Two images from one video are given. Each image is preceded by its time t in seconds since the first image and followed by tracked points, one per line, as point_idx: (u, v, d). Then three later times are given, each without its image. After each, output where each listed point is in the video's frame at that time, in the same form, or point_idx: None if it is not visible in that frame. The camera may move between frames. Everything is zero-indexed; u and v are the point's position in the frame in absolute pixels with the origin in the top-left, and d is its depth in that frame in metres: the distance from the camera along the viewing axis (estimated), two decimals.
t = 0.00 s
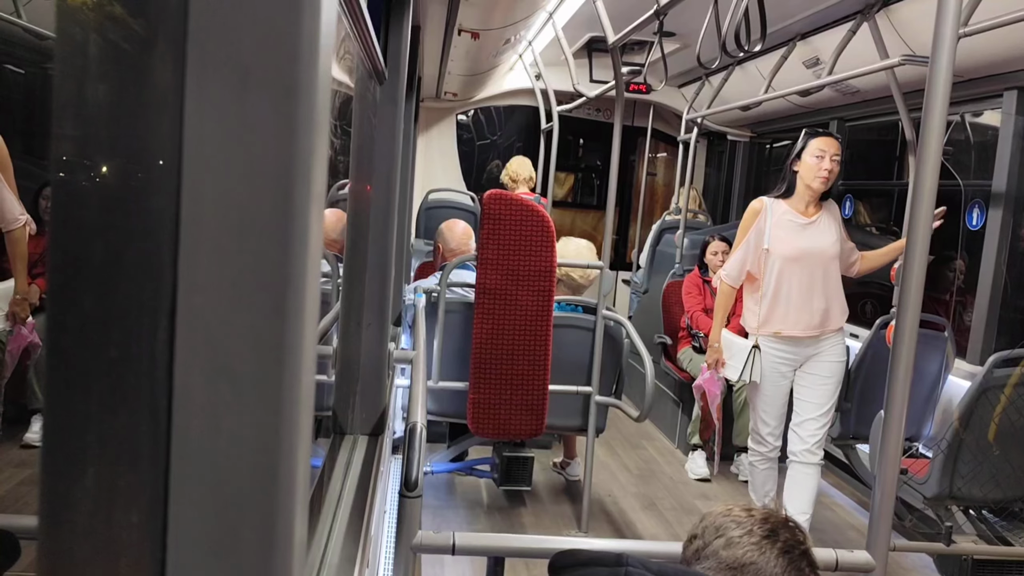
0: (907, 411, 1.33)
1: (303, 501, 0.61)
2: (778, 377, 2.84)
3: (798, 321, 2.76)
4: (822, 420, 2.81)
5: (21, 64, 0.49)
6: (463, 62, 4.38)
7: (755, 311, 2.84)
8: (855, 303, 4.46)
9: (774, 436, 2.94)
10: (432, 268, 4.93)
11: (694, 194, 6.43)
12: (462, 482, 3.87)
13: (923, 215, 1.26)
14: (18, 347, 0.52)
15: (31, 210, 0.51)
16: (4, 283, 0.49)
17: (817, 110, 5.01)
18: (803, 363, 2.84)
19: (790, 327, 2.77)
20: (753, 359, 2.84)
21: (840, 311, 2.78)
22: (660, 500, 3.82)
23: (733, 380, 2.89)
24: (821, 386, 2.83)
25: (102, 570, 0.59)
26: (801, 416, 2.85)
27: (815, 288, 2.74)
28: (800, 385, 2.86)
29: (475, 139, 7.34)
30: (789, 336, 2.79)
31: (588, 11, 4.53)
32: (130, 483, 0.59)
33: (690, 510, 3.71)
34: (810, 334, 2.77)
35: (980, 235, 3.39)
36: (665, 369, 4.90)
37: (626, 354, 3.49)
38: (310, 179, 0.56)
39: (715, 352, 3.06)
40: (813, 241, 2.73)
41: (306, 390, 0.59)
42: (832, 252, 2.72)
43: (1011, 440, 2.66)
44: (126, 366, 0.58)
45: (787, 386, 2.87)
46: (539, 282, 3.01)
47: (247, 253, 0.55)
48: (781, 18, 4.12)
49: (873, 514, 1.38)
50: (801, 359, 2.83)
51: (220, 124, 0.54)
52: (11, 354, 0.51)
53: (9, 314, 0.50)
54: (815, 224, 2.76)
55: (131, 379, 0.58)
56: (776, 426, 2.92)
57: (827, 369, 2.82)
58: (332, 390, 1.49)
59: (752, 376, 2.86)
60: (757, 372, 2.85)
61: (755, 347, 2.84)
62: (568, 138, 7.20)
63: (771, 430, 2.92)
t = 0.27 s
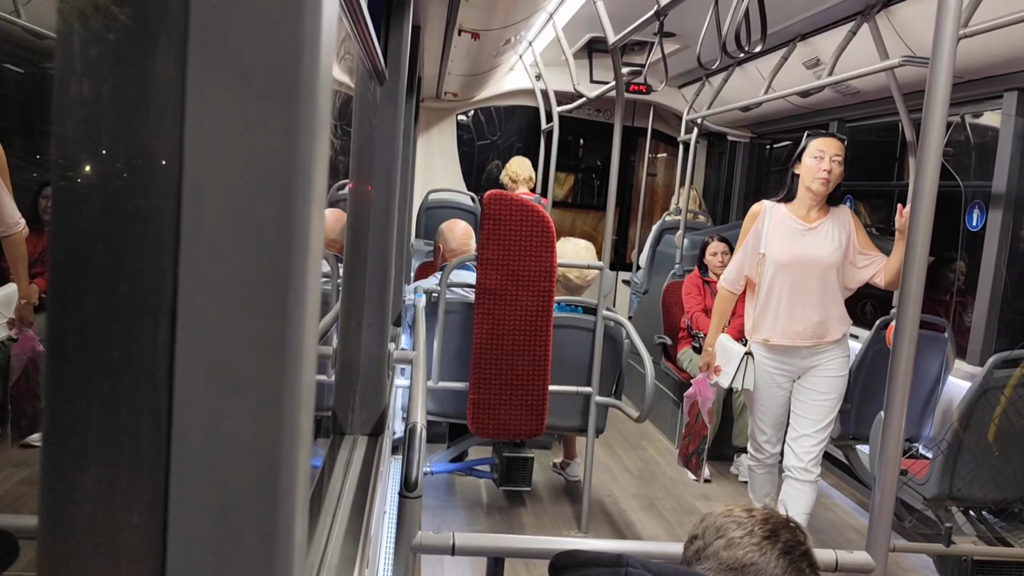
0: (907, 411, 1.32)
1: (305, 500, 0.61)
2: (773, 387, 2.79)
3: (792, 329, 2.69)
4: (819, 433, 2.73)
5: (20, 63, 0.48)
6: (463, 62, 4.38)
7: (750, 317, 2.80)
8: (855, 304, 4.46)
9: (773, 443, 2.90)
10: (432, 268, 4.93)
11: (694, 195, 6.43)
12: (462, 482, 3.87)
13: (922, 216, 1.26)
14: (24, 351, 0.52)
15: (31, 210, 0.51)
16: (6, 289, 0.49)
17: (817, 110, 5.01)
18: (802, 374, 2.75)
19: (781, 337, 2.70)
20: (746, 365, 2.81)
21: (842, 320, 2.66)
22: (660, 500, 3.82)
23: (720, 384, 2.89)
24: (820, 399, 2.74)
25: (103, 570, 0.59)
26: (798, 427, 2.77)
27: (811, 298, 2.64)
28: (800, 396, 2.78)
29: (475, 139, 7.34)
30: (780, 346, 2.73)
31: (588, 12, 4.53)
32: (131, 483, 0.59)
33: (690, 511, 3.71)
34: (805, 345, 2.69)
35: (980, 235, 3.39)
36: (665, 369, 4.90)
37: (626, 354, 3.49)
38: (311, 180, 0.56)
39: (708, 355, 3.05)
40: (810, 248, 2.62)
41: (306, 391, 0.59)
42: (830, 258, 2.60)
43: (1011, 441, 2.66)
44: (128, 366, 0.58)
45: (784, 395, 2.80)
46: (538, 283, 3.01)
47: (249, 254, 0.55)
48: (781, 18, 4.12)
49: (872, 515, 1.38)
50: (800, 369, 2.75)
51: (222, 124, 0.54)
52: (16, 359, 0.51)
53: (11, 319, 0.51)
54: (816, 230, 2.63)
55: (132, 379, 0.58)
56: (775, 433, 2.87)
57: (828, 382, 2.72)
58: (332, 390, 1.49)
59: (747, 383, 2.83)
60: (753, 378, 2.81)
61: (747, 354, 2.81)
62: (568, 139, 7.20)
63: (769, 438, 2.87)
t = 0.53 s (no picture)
0: (904, 412, 1.32)
1: (300, 499, 0.61)
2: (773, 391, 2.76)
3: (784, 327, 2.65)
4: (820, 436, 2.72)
5: (20, 62, 0.48)
6: (462, 63, 4.39)
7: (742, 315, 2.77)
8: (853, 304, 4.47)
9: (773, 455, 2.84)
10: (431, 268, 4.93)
11: (692, 195, 6.44)
12: (460, 483, 3.87)
13: (920, 216, 1.26)
14: (22, 351, 0.51)
15: (28, 209, 0.50)
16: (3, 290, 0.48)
17: (815, 111, 5.02)
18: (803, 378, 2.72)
19: (774, 336, 2.67)
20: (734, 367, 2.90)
21: (839, 319, 2.62)
22: (658, 501, 3.82)
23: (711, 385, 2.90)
24: (820, 402, 2.71)
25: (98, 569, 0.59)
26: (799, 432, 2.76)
27: (804, 296, 2.59)
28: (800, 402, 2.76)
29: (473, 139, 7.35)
30: (772, 346, 2.70)
31: (586, 12, 4.53)
32: (125, 480, 0.59)
33: (688, 511, 3.71)
34: (796, 344, 2.65)
35: (977, 236, 3.40)
36: (663, 370, 4.90)
37: (624, 354, 3.50)
38: (308, 179, 0.56)
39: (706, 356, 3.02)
40: (804, 244, 2.58)
41: (303, 390, 0.59)
42: (824, 254, 2.55)
43: (1008, 442, 2.66)
44: (122, 365, 0.57)
45: (784, 400, 2.77)
46: (537, 284, 3.01)
47: (245, 252, 0.55)
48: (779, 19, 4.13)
49: (870, 516, 1.38)
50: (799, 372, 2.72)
51: (219, 123, 0.54)
52: (15, 361, 0.50)
53: (10, 322, 0.49)
54: (811, 226, 2.59)
55: (127, 380, 0.57)
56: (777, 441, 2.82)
57: (828, 386, 2.69)
58: (330, 390, 1.49)
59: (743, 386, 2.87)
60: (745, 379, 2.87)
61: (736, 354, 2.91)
62: (566, 139, 7.21)
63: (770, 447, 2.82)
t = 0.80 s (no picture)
0: (901, 413, 1.32)
1: (297, 501, 0.61)
2: (773, 393, 2.70)
3: (781, 330, 2.64)
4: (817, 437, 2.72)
5: (15, 61, 0.48)
6: (459, 63, 4.38)
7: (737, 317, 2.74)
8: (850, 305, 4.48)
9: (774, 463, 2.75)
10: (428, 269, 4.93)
11: (689, 196, 6.44)
12: (457, 483, 3.86)
13: (917, 218, 1.26)
14: (16, 359, 0.50)
15: (24, 208, 0.49)
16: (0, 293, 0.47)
17: (812, 112, 5.02)
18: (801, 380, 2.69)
19: (769, 339, 2.65)
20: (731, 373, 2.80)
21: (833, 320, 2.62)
22: (655, 501, 3.82)
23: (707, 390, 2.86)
24: (817, 404, 2.71)
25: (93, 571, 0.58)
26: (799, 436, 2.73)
27: (798, 298, 2.58)
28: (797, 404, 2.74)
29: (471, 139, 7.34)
30: (772, 349, 2.67)
31: (583, 13, 4.53)
32: (121, 481, 0.58)
33: (685, 511, 3.71)
34: (794, 347, 2.64)
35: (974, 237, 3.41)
36: (660, 370, 4.90)
37: (621, 354, 3.51)
38: (304, 178, 0.56)
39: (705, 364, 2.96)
40: (798, 246, 2.57)
41: (300, 390, 0.59)
42: (821, 256, 2.54)
43: (1006, 443, 2.66)
44: (120, 364, 0.57)
45: (784, 405, 2.72)
46: (534, 284, 3.01)
47: (242, 252, 0.55)
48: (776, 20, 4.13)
49: (867, 516, 1.38)
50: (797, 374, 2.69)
51: (215, 123, 0.54)
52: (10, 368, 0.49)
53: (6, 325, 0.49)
54: (806, 227, 2.58)
55: (122, 379, 0.57)
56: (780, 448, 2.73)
57: (827, 386, 2.69)
58: (327, 390, 1.49)
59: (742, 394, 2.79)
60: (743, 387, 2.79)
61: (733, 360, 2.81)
62: (564, 140, 7.21)
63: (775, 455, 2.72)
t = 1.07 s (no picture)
0: (900, 413, 1.32)
1: (294, 502, 0.61)
2: (779, 397, 2.59)
3: (790, 332, 2.55)
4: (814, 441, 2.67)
5: (12, 62, 0.52)
6: (457, 63, 4.38)
7: (741, 319, 2.64)
8: (848, 305, 4.49)
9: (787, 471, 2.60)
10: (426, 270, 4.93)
11: (688, 196, 6.44)
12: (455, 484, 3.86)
13: (914, 216, 1.26)
14: (10, 361, 0.55)
15: (20, 209, 0.53)
16: None
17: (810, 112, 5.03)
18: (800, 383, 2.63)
19: (778, 342, 2.56)
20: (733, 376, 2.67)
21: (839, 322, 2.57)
22: (654, 501, 3.82)
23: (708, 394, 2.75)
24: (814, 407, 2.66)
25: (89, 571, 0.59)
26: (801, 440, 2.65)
27: (810, 299, 2.50)
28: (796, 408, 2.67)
29: (469, 140, 7.34)
30: (778, 351, 2.57)
31: (581, 13, 4.53)
32: (118, 483, 0.58)
33: (683, 512, 3.71)
34: (803, 349, 2.56)
35: (972, 237, 3.41)
36: (658, 371, 4.90)
37: (619, 355, 3.50)
38: (300, 177, 0.55)
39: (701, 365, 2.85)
40: (809, 246, 2.48)
41: (296, 391, 0.59)
42: (832, 256, 2.46)
43: (1004, 442, 2.67)
44: (118, 365, 0.57)
45: (789, 408, 2.62)
46: (533, 285, 3.01)
47: (238, 251, 0.54)
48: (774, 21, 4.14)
49: (866, 516, 1.38)
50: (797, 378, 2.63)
51: (212, 123, 0.54)
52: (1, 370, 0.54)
53: None
54: (814, 227, 2.50)
55: (118, 380, 0.57)
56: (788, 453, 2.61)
57: (826, 389, 2.64)
58: (325, 391, 1.49)
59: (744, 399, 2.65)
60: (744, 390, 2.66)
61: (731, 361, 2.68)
62: (562, 140, 7.21)
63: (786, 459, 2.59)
